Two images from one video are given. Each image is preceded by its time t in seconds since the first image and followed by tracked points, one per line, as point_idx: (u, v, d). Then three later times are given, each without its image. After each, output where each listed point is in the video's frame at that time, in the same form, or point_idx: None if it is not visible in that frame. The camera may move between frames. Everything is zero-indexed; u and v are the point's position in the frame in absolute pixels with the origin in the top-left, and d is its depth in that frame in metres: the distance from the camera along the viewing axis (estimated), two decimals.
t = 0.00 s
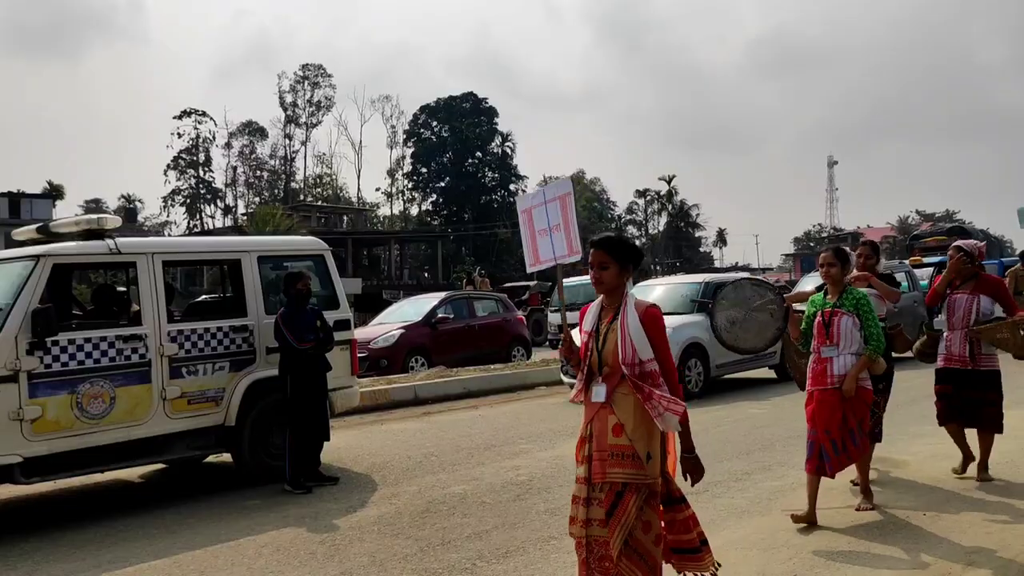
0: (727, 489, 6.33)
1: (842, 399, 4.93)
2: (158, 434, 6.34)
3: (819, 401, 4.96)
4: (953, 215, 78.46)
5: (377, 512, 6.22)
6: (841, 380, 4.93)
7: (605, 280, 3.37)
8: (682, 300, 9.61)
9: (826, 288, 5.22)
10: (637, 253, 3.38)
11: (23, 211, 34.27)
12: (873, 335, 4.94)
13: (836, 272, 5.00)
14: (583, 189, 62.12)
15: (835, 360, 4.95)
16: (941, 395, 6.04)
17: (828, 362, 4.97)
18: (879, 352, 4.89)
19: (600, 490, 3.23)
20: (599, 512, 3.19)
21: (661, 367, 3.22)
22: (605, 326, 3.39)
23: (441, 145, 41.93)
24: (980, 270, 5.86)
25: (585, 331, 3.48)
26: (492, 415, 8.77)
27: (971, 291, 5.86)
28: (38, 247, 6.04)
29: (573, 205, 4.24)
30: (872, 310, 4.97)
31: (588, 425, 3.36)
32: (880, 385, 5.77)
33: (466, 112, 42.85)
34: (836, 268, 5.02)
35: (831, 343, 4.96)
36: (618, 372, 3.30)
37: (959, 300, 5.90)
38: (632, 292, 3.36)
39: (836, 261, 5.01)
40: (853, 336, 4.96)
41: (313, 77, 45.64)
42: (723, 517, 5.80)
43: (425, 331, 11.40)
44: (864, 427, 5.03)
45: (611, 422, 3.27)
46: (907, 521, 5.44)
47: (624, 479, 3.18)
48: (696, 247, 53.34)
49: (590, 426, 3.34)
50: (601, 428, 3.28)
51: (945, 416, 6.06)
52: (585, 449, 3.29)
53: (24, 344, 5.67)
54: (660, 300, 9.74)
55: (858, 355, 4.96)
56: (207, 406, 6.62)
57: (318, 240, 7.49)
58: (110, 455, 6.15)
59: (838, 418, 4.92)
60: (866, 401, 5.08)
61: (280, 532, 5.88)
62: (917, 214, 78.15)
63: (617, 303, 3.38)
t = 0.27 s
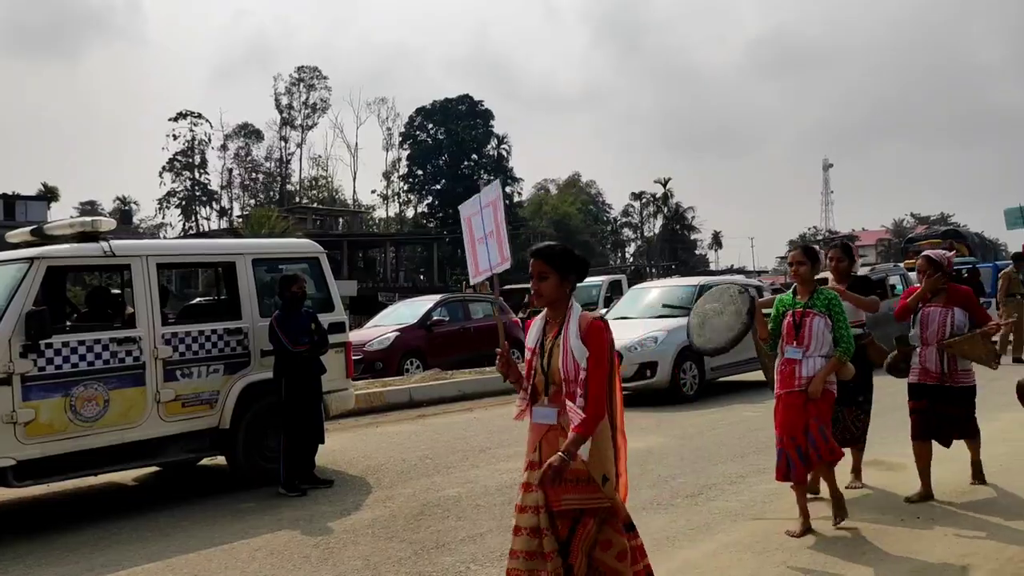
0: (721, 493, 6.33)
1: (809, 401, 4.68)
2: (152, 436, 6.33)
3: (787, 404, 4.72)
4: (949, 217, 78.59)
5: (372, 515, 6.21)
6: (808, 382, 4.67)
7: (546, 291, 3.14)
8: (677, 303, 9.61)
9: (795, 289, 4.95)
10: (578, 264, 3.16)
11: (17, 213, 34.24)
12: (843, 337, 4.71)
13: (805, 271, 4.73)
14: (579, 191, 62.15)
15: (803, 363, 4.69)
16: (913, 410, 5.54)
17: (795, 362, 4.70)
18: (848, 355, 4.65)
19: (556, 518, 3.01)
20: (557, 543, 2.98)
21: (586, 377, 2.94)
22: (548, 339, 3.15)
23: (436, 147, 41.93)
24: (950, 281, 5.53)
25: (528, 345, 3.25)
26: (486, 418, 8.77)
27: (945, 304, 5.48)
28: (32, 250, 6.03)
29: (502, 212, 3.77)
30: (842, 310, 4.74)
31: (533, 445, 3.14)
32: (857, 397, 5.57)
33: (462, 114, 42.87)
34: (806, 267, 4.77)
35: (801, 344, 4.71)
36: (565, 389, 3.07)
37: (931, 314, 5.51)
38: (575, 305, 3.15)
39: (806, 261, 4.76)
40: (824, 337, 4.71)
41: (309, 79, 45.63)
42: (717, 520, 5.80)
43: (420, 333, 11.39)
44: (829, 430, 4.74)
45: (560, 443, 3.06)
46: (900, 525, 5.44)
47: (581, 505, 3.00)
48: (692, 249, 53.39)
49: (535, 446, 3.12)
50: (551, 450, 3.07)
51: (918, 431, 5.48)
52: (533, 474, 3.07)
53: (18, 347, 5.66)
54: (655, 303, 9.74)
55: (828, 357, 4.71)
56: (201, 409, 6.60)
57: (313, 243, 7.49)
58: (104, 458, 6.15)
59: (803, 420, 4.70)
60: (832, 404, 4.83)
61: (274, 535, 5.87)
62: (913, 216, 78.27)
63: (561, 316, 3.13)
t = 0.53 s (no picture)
0: (714, 492, 6.32)
1: (779, 412, 4.50)
2: (145, 437, 6.31)
3: (757, 414, 4.55)
4: (945, 216, 78.67)
5: (366, 514, 6.20)
6: (780, 394, 4.48)
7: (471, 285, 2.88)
8: (671, 302, 9.60)
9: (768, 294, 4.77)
10: (508, 255, 2.89)
11: (11, 212, 34.15)
12: (818, 346, 4.52)
13: (779, 276, 4.57)
14: (575, 191, 62.15)
15: (775, 373, 4.51)
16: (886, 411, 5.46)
17: (766, 373, 4.53)
18: (822, 365, 4.46)
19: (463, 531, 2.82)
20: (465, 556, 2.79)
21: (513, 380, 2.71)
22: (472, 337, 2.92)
23: (432, 146, 41.92)
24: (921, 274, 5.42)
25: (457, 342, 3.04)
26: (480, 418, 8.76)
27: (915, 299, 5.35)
28: (23, 250, 6.01)
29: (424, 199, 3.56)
30: (817, 318, 4.54)
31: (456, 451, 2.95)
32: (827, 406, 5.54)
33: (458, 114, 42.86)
34: (779, 273, 4.58)
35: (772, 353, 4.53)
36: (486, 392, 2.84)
37: (902, 308, 5.37)
38: (504, 298, 2.90)
39: (778, 266, 4.56)
40: (797, 346, 4.52)
41: (304, 78, 45.57)
42: (711, 520, 5.79)
43: (414, 332, 11.37)
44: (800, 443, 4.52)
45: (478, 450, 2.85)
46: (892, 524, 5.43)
47: (485, 518, 2.79)
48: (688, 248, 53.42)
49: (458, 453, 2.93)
50: (469, 457, 2.86)
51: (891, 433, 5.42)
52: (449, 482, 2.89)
53: (9, 347, 5.63)
54: (649, 302, 9.74)
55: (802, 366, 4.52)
56: (194, 409, 6.59)
57: (306, 242, 7.48)
58: (97, 458, 6.13)
59: (771, 431, 4.53)
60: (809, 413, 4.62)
61: (268, 535, 5.86)
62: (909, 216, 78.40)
63: (486, 312, 2.89)
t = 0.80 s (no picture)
0: (709, 488, 6.33)
1: (749, 412, 4.36)
2: (140, 432, 6.31)
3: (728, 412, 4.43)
4: (943, 214, 78.70)
5: (361, 510, 6.21)
6: (750, 392, 4.36)
7: (395, 295, 2.87)
8: (667, 298, 9.61)
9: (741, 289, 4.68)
10: (432, 263, 2.89)
11: (7, 208, 34.09)
12: (790, 342, 4.40)
13: (752, 270, 4.49)
14: (573, 188, 62.14)
15: (747, 370, 4.40)
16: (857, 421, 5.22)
17: (737, 370, 4.42)
18: (795, 360, 4.34)
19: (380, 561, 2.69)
20: None
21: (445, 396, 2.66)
22: (394, 353, 2.87)
23: (429, 143, 41.90)
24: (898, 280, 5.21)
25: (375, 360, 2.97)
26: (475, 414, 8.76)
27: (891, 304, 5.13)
28: (18, 245, 6.00)
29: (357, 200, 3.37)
30: (789, 313, 4.43)
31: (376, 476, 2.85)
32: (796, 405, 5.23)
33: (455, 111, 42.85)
34: (751, 266, 4.50)
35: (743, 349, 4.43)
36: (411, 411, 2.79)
37: (877, 315, 5.16)
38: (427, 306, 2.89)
39: (749, 259, 4.49)
40: (768, 342, 4.43)
41: (301, 75, 45.54)
42: (705, 516, 5.79)
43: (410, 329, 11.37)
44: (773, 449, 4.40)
45: (398, 473, 2.76)
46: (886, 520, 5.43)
47: (404, 546, 2.66)
48: (686, 245, 53.43)
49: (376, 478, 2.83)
50: (387, 483, 2.77)
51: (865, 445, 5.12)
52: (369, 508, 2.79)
53: (4, 342, 5.63)
54: (645, 298, 9.74)
55: (773, 363, 4.40)
56: (189, 405, 6.59)
57: (302, 238, 7.49)
58: (93, 454, 6.13)
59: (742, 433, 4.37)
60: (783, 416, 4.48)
61: (264, 530, 5.86)
62: (907, 213, 78.46)
63: (409, 325, 2.87)
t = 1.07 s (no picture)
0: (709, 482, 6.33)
1: (729, 418, 4.19)
2: (140, 425, 6.32)
3: (704, 417, 4.21)
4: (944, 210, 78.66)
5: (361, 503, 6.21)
6: (729, 396, 4.19)
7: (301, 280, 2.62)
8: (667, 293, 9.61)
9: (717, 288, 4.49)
10: (342, 244, 2.64)
11: (7, 201, 34.07)
12: (765, 342, 4.22)
13: (725, 266, 4.28)
14: (573, 182, 62.11)
15: (723, 371, 4.22)
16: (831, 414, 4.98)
17: (714, 371, 4.24)
18: (771, 362, 4.16)
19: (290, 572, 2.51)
20: None
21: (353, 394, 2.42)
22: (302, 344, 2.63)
23: (429, 137, 41.88)
24: (880, 269, 4.98)
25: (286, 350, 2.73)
26: (475, 408, 8.77)
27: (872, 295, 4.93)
28: (19, 238, 6.00)
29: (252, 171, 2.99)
30: (765, 311, 4.25)
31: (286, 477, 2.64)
32: (777, 404, 4.98)
33: (456, 105, 42.82)
34: (724, 263, 4.30)
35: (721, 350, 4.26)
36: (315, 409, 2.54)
37: (857, 305, 4.96)
38: (337, 293, 2.63)
39: (723, 255, 4.29)
40: (744, 342, 4.25)
41: (301, 68, 45.48)
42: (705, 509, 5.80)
43: (410, 323, 11.37)
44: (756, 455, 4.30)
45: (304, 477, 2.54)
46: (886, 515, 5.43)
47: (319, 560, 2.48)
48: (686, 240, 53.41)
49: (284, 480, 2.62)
50: (292, 486, 2.56)
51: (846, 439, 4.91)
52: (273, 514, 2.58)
53: (4, 334, 5.64)
54: (645, 293, 9.74)
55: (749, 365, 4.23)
56: (189, 398, 6.59)
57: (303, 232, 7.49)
58: (93, 446, 6.13)
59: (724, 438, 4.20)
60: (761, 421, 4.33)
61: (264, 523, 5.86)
62: (908, 209, 78.42)
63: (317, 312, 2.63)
